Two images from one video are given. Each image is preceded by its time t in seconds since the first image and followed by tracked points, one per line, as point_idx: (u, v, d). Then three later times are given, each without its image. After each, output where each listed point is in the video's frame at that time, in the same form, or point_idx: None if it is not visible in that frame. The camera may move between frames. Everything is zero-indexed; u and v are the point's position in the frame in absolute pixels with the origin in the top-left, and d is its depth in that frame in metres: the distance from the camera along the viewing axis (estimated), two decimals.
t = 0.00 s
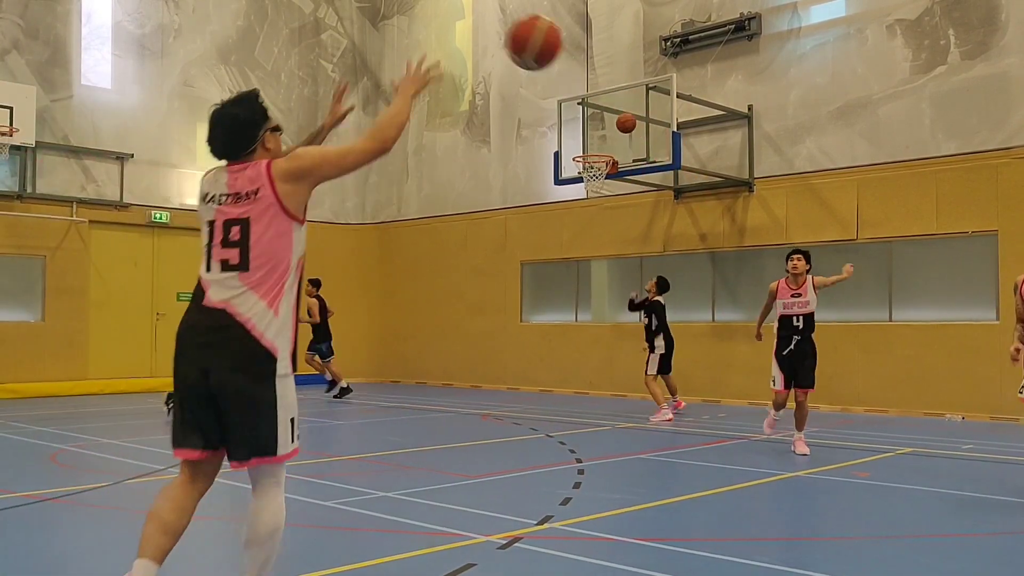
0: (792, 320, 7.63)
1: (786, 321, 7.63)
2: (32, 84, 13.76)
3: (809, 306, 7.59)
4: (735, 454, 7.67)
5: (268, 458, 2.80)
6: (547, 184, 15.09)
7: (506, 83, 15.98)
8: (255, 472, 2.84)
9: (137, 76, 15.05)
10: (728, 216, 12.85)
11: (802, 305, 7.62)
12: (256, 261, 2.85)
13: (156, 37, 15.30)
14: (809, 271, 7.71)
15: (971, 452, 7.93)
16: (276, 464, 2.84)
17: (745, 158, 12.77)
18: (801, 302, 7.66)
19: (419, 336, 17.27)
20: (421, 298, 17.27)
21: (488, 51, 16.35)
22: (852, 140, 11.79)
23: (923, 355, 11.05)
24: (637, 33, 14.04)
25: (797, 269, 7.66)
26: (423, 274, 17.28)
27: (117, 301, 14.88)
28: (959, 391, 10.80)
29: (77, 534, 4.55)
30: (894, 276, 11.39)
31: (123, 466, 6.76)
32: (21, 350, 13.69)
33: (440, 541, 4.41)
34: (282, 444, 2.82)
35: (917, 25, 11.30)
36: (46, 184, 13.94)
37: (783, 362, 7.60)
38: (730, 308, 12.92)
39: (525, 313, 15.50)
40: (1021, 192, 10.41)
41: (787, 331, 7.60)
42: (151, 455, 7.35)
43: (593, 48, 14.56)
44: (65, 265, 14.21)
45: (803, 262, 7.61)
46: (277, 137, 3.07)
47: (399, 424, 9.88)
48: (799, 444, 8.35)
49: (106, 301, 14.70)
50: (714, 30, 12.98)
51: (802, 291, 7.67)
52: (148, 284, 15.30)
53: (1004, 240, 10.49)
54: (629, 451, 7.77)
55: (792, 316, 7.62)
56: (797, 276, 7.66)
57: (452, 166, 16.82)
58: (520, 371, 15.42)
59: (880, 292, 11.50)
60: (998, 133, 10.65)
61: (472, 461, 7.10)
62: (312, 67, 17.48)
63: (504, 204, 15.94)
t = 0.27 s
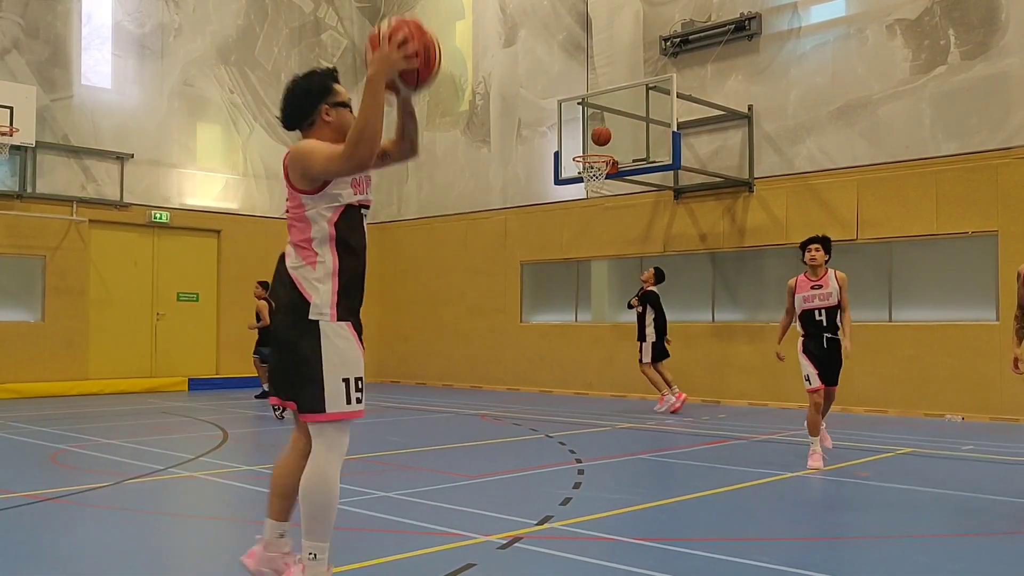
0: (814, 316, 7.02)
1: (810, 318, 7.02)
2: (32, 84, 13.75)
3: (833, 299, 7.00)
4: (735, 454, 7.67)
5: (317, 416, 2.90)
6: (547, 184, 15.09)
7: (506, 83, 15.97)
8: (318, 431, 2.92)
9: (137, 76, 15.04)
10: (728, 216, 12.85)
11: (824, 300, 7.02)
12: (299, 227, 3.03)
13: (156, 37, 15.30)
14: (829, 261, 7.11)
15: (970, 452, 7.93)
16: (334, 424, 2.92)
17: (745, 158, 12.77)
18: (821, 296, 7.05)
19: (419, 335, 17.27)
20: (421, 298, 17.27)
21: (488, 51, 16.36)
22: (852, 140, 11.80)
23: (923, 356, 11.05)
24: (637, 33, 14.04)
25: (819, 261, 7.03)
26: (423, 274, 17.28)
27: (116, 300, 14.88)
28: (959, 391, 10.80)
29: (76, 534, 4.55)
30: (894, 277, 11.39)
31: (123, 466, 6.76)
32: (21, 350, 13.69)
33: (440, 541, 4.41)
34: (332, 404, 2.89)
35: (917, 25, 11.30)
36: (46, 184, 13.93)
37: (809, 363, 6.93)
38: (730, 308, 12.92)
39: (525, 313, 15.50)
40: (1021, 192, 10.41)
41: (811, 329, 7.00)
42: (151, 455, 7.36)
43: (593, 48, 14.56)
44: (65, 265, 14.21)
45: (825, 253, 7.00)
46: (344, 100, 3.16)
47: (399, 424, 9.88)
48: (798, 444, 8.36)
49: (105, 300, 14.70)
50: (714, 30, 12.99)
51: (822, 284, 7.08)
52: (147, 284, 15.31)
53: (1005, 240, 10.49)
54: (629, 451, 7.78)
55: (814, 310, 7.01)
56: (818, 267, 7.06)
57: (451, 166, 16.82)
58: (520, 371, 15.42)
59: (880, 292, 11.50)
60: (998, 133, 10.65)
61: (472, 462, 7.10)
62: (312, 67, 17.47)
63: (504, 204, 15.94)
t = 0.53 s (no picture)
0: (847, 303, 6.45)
1: (845, 303, 6.46)
2: (32, 84, 13.76)
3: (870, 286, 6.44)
4: (735, 454, 7.67)
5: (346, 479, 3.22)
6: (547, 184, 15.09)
7: (506, 83, 15.97)
8: (369, 487, 3.17)
9: (137, 76, 15.05)
10: (728, 216, 12.85)
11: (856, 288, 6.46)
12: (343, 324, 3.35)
13: (156, 37, 15.30)
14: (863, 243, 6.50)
15: (971, 452, 7.93)
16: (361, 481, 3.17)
17: (745, 158, 12.77)
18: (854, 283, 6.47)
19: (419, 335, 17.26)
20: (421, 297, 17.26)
21: (488, 51, 16.36)
22: (852, 140, 11.80)
23: (923, 355, 11.05)
24: (637, 33, 14.03)
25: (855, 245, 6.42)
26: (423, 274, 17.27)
27: (116, 300, 14.87)
28: (960, 391, 10.79)
29: (76, 533, 4.55)
30: (894, 276, 11.38)
31: (124, 466, 6.77)
32: (22, 350, 13.70)
33: (441, 540, 4.41)
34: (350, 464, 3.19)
35: (917, 25, 11.30)
36: (46, 184, 13.93)
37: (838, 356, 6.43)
38: (730, 307, 12.93)
39: (525, 313, 15.50)
40: (1021, 191, 10.41)
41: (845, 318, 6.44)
42: (151, 456, 7.36)
43: (593, 48, 14.56)
44: (65, 265, 14.20)
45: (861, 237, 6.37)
46: (422, 202, 3.32)
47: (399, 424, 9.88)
48: (799, 444, 8.36)
49: (105, 300, 14.69)
50: (714, 30, 12.99)
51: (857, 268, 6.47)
52: (147, 283, 15.31)
53: (1005, 240, 10.48)
54: (629, 451, 7.78)
55: (850, 295, 6.44)
56: (852, 249, 6.45)
57: (451, 166, 16.82)
58: (520, 371, 15.42)
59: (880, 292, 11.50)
60: (998, 133, 10.65)
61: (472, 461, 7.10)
62: (312, 67, 17.47)
63: (504, 204, 15.93)
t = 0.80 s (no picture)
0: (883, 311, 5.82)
1: (876, 313, 5.85)
2: (33, 84, 13.76)
3: (905, 293, 5.80)
4: (735, 454, 7.68)
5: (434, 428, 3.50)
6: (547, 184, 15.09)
7: (506, 83, 15.97)
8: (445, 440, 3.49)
9: (137, 76, 15.04)
10: (728, 216, 12.85)
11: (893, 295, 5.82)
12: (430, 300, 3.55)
13: (156, 37, 15.29)
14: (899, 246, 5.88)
15: (971, 452, 7.94)
16: (447, 433, 3.47)
17: (745, 158, 12.77)
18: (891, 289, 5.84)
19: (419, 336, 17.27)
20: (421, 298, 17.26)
21: (488, 51, 16.37)
22: (853, 140, 11.80)
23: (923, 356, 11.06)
24: (637, 33, 14.03)
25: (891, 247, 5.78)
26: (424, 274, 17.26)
27: (116, 301, 14.88)
28: (960, 391, 10.80)
29: (76, 533, 4.56)
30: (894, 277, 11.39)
31: (124, 466, 6.78)
32: (23, 350, 13.70)
33: (441, 540, 4.41)
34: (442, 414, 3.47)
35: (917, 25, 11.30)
36: (46, 184, 13.93)
37: (875, 368, 5.78)
38: (730, 308, 12.93)
39: (525, 313, 15.50)
40: (1021, 192, 10.41)
41: (876, 327, 5.81)
42: (151, 456, 7.37)
43: (594, 48, 14.56)
44: (65, 266, 14.20)
45: (897, 239, 5.75)
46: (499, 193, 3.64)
47: (399, 424, 9.90)
48: (799, 444, 8.37)
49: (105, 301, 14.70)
50: (714, 30, 12.99)
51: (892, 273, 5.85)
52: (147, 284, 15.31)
53: (1005, 241, 10.49)
54: (629, 451, 7.79)
55: (882, 304, 5.82)
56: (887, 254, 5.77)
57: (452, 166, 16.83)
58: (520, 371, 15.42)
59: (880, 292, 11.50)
60: (998, 133, 10.65)
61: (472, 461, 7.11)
62: (312, 67, 17.48)
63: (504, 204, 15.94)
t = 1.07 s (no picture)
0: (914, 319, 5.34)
1: (909, 318, 5.36)
2: (33, 85, 13.76)
3: (940, 298, 5.34)
4: (736, 454, 7.68)
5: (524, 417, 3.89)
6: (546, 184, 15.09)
7: (507, 84, 15.98)
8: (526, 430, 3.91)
9: (138, 76, 15.05)
10: (728, 216, 12.84)
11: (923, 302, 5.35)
12: (495, 291, 4.01)
13: (156, 37, 15.29)
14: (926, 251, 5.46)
15: (972, 452, 7.94)
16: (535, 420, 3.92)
17: (745, 158, 12.77)
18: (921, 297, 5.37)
19: (419, 336, 17.28)
20: (421, 298, 17.26)
21: (488, 51, 16.39)
22: (853, 140, 11.80)
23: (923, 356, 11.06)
24: (637, 33, 14.04)
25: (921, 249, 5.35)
26: (424, 274, 17.26)
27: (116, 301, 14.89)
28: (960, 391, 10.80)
29: (77, 533, 4.57)
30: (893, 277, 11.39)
31: (124, 466, 6.79)
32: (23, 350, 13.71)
33: (441, 540, 4.41)
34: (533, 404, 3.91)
35: (917, 25, 11.30)
36: (46, 185, 13.94)
37: (906, 375, 5.28)
38: (730, 308, 12.93)
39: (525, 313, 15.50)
40: (1021, 192, 10.41)
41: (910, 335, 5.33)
42: (151, 456, 7.38)
43: (594, 48, 14.57)
44: (65, 266, 14.19)
45: (928, 238, 5.33)
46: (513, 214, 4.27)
47: (399, 424, 9.91)
48: (800, 445, 8.37)
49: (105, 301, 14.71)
50: (714, 30, 12.99)
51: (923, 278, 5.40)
52: (147, 284, 15.31)
53: (1005, 241, 10.48)
54: (629, 451, 7.79)
55: (915, 310, 5.34)
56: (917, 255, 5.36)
57: (451, 167, 16.85)
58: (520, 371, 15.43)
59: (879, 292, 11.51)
60: (999, 133, 10.64)
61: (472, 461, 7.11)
62: (312, 67, 17.50)
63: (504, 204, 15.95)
